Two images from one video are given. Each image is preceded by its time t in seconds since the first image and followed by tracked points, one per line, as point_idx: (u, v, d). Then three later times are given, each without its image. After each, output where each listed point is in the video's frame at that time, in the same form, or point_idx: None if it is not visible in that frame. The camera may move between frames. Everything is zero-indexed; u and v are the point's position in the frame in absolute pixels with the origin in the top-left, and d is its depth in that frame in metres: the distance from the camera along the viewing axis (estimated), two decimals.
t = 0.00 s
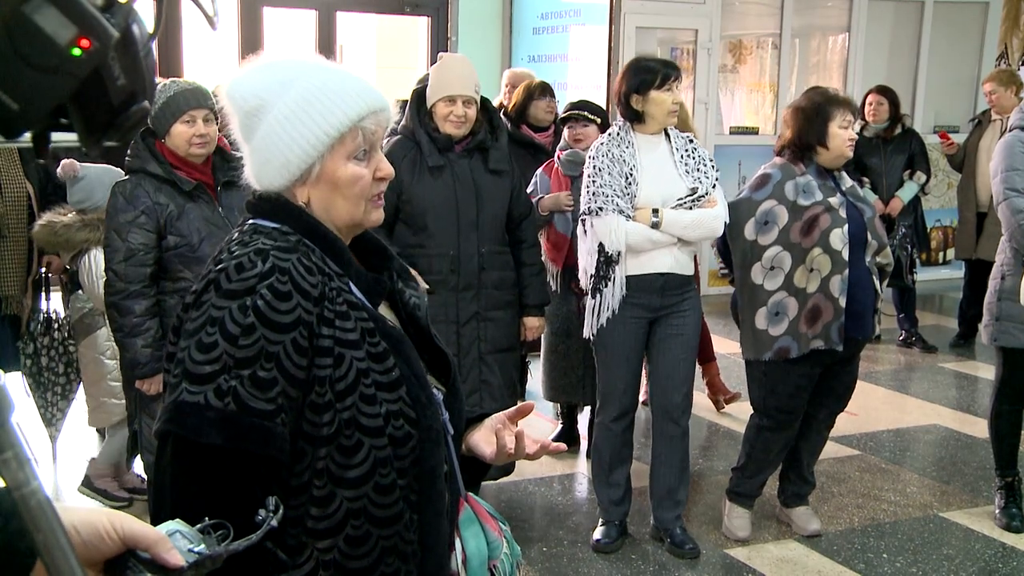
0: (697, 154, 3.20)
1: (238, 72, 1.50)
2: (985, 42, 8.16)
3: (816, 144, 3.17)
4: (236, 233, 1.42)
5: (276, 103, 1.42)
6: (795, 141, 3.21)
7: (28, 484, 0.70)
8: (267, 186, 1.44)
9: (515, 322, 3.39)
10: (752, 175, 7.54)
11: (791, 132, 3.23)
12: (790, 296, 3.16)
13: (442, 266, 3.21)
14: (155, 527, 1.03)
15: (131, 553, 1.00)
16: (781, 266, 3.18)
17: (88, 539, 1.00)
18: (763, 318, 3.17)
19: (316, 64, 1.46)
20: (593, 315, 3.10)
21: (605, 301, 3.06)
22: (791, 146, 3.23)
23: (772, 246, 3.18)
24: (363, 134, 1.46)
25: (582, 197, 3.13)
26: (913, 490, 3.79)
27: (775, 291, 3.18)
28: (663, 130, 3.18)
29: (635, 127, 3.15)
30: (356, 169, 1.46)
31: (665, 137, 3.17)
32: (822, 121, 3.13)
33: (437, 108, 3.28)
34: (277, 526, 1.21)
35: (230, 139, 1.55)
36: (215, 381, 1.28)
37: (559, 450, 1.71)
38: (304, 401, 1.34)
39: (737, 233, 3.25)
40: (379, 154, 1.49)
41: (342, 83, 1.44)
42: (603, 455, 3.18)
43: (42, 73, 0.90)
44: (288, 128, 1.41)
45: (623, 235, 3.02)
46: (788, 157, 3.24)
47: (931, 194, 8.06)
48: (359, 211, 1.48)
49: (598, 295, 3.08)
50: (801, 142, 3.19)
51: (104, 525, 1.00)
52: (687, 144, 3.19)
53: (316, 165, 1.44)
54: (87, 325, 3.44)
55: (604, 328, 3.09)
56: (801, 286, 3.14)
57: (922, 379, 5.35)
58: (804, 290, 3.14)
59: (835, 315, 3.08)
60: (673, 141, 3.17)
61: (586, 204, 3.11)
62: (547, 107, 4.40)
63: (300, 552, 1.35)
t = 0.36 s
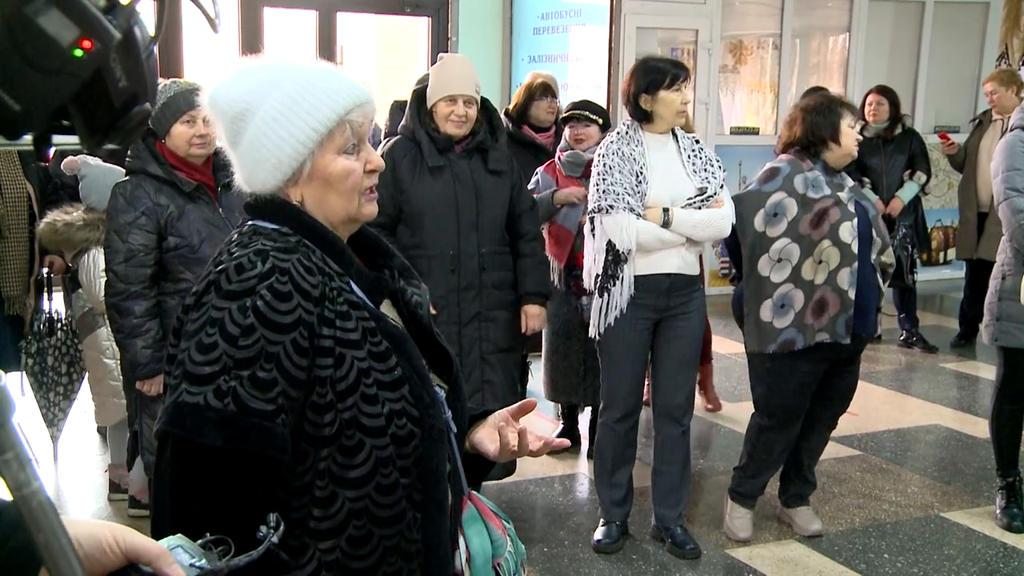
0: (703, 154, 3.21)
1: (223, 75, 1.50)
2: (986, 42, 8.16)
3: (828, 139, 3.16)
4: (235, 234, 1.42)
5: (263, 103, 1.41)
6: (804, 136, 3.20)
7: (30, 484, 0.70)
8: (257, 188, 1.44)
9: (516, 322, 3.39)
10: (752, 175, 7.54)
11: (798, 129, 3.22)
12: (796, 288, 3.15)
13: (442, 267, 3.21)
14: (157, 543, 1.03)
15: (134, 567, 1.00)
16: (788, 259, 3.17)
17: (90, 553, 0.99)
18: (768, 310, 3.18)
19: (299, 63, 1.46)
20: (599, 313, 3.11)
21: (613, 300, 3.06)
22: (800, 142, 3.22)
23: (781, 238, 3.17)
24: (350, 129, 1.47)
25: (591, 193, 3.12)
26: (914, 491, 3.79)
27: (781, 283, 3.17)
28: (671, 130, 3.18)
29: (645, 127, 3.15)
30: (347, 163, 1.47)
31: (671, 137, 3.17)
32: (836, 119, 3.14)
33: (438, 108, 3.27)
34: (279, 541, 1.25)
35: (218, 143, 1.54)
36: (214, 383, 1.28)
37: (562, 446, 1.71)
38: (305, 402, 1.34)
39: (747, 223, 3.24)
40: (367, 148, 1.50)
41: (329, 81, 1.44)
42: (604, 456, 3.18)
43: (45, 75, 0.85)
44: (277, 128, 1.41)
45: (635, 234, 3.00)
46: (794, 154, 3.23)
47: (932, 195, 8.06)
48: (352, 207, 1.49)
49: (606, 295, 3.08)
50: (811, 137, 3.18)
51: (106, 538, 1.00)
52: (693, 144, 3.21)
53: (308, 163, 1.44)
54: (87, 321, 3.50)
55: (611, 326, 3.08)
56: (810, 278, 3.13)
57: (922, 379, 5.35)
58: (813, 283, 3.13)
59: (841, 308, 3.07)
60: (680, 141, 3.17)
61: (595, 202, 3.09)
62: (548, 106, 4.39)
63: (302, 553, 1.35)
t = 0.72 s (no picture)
0: (713, 157, 3.19)
1: (216, 80, 1.50)
2: (986, 42, 8.16)
3: (829, 141, 3.16)
4: (233, 238, 1.42)
5: (258, 107, 1.41)
6: (805, 137, 3.20)
7: (30, 484, 0.70)
8: (255, 191, 1.44)
9: (517, 321, 3.39)
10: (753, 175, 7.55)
11: (798, 131, 3.22)
12: (804, 284, 3.16)
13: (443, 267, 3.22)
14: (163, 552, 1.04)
15: None
16: (795, 255, 3.17)
17: (97, 563, 1.00)
18: (776, 308, 3.17)
19: (294, 65, 1.47)
20: (601, 313, 3.10)
21: (614, 298, 3.06)
22: (801, 143, 3.21)
23: (787, 235, 3.17)
24: (345, 130, 1.47)
25: (596, 192, 3.11)
26: (915, 491, 3.79)
27: (788, 280, 3.18)
28: (681, 130, 3.18)
29: (650, 125, 3.17)
30: (343, 164, 1.47)
31: (680, 138, 3.16)
32: (837, 121, 3.14)
33: (437, 108, 3.28)
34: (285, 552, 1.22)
35: (213, 148, 1.54)
36: (216, 387, 1.28)
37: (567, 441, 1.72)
38: (307, 403, 1.34)
39: (752, 224, 3.23)
40: (362, 149, 1.51)
41: (323, 82, 1.44)
42: (606, 456, 3.18)
43: (45, 74, 0.84)
44: (272, 130, 1.41)
45: (634, 231, 3.01)
46: (795, 155, 3.23)
47: (932, 195, 8.06)
48: (350, 207, 1.49)
49: (608, 293, 3.07)
50: (812, 138, 3.18)
51: (113, 547, 1.01)
52: (704, 146, 3.18)
53: (304, 165, 1.44)
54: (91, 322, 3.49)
55: (612, 325, 3.08)
56: (817, 274, 3.14)
57: (923, 379, 5.35)
58: (821, 278, 3.14)
59: (851, 302, 3.07)
60: (689, 142, 3.16)
61: (599, 200, 3.09)
62: (549, 107, 4.39)
63: (309, 554, 1.35)
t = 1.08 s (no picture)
0: (722, 160, 3.16)
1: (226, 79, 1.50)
2: (986, 42, 8.16)
3: (829, 140, 3.16)
4: (240, 237, 1.42)
5: (269, 105, 1.42)
6: (805, 137, 3.20)
7: (31, 484, 0.70)
8: (263, 189, 1.44)
9: (518, 321, 3.39)
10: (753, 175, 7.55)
11: (798, 131, 3.22)
12: (806, 286, 3.15)
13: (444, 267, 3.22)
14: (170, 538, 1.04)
15: (148, 564, 1.01)
16: (797, 257, 3.16)
17: (102, 549, 1.01)
18: (778, 309, 3.17)
19: (304, 65, 1.47)
20: (600, 310, 3.13)
21: (609, 295, 3.07)
22: (801, 143, 3.21)
23: (789, 236, 3.16)
24: (357, 131, 1.47)
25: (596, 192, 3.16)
26: (915, 491, 3.79)
27: (790, 281, 3.17)
28: (689, 131, 3.15)
29: (657, 126, 3.16)
30: (353, 165, 1.47)
31: (688, 139, 3.15)
32: (837, 121, 3.15)
33: (437, 108, 3.28)
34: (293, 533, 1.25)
35: (222, 147, 1.54)
36: (222, 384, 1.28)
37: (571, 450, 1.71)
38: (312, 402, 1.34)
39: (755, 225, 3.23)
40: (372, 150, 1.51)
41: (334, 83, 1.44)
42: (607, 455, 3.18)
43: (45, 74, 0.84)
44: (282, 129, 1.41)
45: (625, 230, 3.02)
46: (796, 155, 3.23)
47: (932, 195, 8.05)
48: (359, 208, 1.49)
49: (604, 291, 3.10)
50: (813, 138, 3.18)
51: (118, 536, 1.02)
52: (713, 148, 3.15)
53: (315, 164, 1.44)
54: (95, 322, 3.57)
55: (609, 323, 3.10)
56: (819, 275, 3.14)
57: (923, 379, 5.35)
58: (823, 280, 3.14)
59: (853, 304, 3.07)
60: (697, 144, 3.13)
61: (599, 198, 3.13)
62: (549, 107, 4.39)
63: (312, 553, 1.35)
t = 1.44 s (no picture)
0: (724, 161, 3.16)
1: (240, 74, 1.50)
2: (985, 43, 8.17)
3: (829, 139, 3.17)
4: (247, 233, 1.42)
5: (279, 103, 1.42)
6: (805, 137, 3.20)
7: (30, 484, 0.70)
8: (271, 186, 1.44)
9: (518, 320, 3.39)
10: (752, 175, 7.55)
11: (799, 130, 3.22)
12: (804, 288, 3.15)
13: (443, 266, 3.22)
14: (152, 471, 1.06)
15: (134, 501, 1.04)
16: (795, 258, 3.16)
17: (87, 492, 1.05)
18: (776, 310, 3.17)
19: (317, 64, 1.47)
20: (599, 308, 3.15)
21: (608, 294, 3.10)
22: (801, 142, 3.21)
23: (788, 237, 3.16)
24: (367, 131, 1.47)
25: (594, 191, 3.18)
26: (914, 490, 3.79)
27: (787, 282, 3.17)
28: (691, 132, 3.16)
29: (659, 126, 3.16)
30: (362, 165, 1.47)
31: (690, 139, 3.15)
32: (838, 120, 3.16)
33: (438, 108, 3.28)
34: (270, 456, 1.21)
35: (233, 142, 1.55)
36: (223, 379, 1.28)
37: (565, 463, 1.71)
38: (313, 400, 1.34)
39: (753, 226, 3.22)
40: (381, 152, 1.51)
41: (345, 82, 1.45)
42: (606, 455, 3.18)
43: (45, 74, 0.83)
44: (292, 127, 1.41)
45: (620, 230, 3.03)
46: (796, 154, 3.23)
47: (932, 195, 8.05)
48: (365, 208, 1.49)
49: (604, 290, 3.12)
50: (813, 137, 3.18)
51: (100, 478, 1.05)
52: (716, 150, 3.16)
53: (324, 163, 1.44)
54: (94, 321, 3.48)
55: (607, 323, 3.11)
56: (817, 277, 3.14)
57: (922, 379, 5.35)
58: (821, 282, 3.14)
59: (851, 305, 3.08)
60: (699, 144, 3.14)
61: (597, 197, 3.15)
62: (548, 107, 4.40)
63: (309, 551, 1.35)
